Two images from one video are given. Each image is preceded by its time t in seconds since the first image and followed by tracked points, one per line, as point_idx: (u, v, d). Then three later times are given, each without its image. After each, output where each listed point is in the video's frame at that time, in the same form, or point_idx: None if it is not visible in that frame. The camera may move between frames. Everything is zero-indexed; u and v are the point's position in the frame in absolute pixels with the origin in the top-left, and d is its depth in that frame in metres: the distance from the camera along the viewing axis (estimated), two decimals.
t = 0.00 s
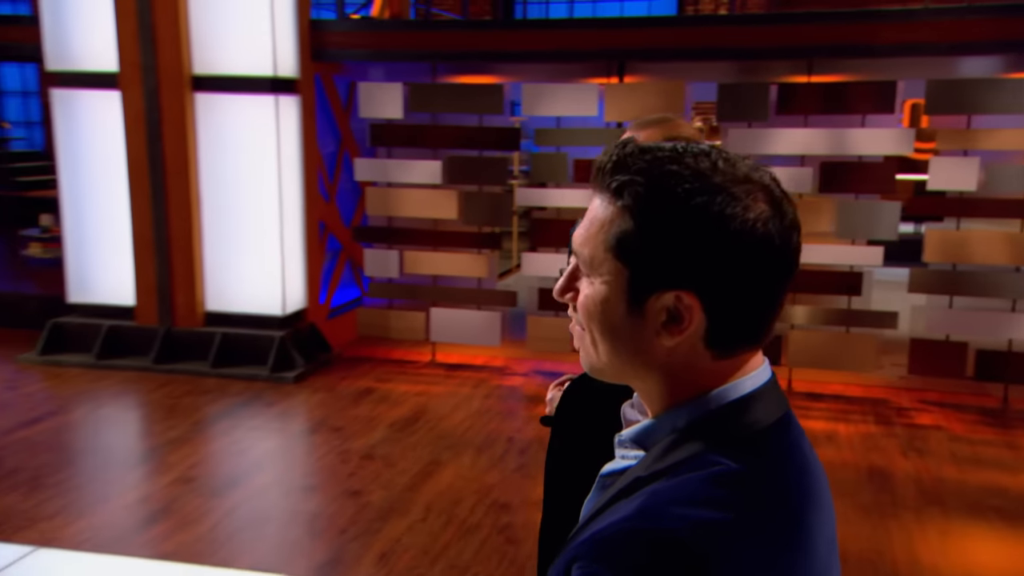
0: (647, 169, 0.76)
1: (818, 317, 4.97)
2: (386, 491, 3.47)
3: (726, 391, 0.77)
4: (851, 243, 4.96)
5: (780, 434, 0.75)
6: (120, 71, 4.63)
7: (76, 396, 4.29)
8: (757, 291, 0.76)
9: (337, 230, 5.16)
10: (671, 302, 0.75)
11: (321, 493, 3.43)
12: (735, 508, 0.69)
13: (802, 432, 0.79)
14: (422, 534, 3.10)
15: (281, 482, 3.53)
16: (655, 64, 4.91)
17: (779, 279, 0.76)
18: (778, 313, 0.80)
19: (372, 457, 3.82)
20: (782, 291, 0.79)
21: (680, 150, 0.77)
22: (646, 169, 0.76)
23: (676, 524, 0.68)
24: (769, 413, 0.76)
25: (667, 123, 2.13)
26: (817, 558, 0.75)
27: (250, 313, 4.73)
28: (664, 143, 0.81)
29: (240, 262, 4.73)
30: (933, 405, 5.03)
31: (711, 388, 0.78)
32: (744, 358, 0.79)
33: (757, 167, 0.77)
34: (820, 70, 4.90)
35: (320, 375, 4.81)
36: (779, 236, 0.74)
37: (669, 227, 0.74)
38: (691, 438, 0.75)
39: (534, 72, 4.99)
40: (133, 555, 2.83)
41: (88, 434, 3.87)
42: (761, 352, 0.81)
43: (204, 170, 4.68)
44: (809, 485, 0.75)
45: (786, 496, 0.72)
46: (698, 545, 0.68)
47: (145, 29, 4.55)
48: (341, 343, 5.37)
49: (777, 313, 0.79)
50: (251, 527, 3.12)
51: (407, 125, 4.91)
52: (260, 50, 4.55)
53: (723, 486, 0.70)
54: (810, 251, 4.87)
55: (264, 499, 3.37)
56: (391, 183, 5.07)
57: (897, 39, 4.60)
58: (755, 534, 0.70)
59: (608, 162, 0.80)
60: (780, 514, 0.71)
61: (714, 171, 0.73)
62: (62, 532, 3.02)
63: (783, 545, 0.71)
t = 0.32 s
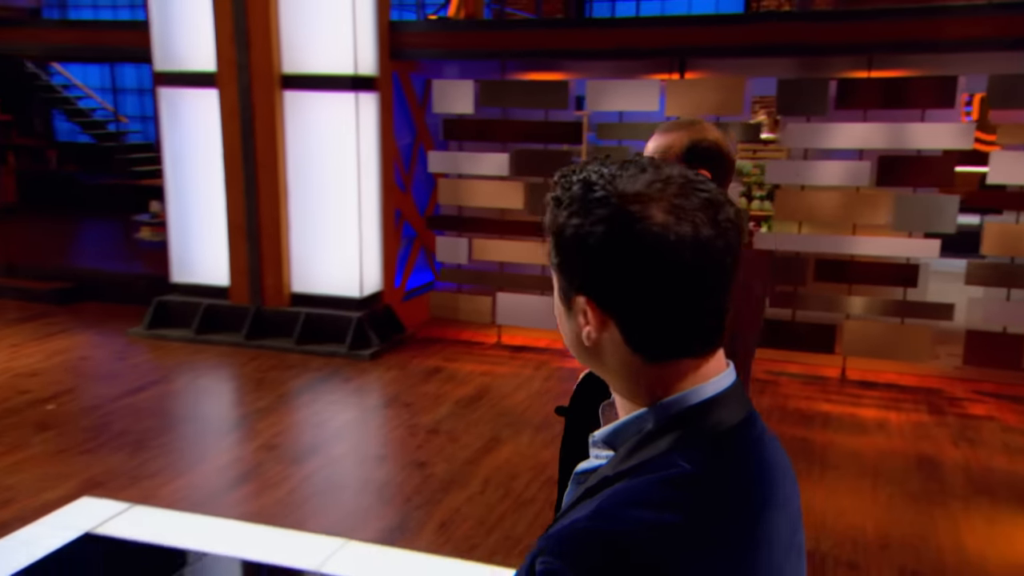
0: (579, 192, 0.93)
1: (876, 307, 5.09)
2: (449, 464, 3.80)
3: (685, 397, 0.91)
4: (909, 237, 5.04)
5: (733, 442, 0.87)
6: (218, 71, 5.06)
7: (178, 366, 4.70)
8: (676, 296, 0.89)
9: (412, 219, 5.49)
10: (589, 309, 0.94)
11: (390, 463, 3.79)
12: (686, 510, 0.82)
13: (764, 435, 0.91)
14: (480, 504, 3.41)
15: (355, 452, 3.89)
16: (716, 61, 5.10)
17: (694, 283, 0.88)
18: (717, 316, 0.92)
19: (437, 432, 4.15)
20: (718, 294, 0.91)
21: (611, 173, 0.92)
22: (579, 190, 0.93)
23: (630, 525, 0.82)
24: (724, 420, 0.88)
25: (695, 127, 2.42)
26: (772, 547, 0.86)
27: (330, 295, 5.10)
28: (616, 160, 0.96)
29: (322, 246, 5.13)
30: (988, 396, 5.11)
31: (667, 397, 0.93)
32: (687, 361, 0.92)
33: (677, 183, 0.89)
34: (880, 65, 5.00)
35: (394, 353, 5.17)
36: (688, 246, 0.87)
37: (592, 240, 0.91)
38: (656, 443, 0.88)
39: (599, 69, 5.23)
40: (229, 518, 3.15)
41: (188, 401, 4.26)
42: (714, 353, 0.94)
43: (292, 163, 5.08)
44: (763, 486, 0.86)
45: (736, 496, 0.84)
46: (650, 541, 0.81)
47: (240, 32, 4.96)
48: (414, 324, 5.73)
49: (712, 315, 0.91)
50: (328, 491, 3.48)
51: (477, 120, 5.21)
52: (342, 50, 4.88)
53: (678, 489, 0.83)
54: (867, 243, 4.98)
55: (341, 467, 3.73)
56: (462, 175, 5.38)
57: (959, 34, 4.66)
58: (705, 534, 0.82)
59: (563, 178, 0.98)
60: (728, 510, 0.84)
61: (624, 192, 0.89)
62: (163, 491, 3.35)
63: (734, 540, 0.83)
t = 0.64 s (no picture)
0: (544, 193, 1.03)
1: (930, 297, 5.16)
2: (504, 437, 4.12)
3: (642, 390, 0.99)
4: (965, 227, 5.09)
5: (681, 435, 0.96)
6: (300, 67, 5.44)
7: (263, 341, 5.13)
8: (626, 289, 0.98)
9: (478, 206, 5.81)
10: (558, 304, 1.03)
11: (450, 436, 4.13)
12: (633, 498, 0.92)
13: (713, 425, 1.00)
14: (530, 477, 3.70)
15: (417, 424, 4.25)
16: (773, 53, 5.23)
17: (641, 276, 0.98)
18: (669, 309, 1.00)
19: (495, 408, 4.47)
20: (667, 290, 1.00)
21: (574, 177, 1.02)
22: (545, 189, 1.02)
23: (581, 510, 0.92)
24: (676, 415, 0.97)
25: (719, 124, 2.20)
26: (713, 529, 0.96)
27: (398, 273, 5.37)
28: (582, 165, 1.05)
29: (393, 231, 5.48)
30: None
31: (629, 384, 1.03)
32: (638, 351, 1.02)
33: (630, 186, 0.99)
34: (940, 57, 5.02)
35: (459, 331, 5.51)
36: (634, 243, 0.96)
37: (551, 235, 1.00)
38: (610, 435, 0.98)
39: (658, 62, 5.41)
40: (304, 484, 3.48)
41: (271, 373, 4.69)
42: (669, 345, 1.03)
43: (366, 153, 5.43)
44: (706, 474, 0.96)
45: (678, 483, 0.94)
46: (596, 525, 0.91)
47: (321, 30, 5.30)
48: (480, 305, 6.06)
49: (663, 307, 1.00)
50: (392, 459, 3.84)
51: (541, 111, 5.45)
52: (413, 45, 5.18)
53: (626, 477, 0.93)
54: (921, 233, 5.06)
55: (405, 437, 4.09)
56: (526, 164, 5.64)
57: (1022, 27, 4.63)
58: (648, 517, 0.92)
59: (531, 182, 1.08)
60: (670, 497, 0.93)
61: (581, 193, 0.99)
62: (244, 453, 3.77)
63: (675, 521, 0.93)
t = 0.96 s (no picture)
0: (537, 195, 1.06)
1: (990, 292, 5.15)
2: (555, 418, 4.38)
3: (612, 386, 1.02)
4: None
5: (648, 430, 0.99)
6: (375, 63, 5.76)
7: (338, 320, 5.54)
8: (613, 290, 1.02)
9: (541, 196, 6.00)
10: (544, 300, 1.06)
11: (505, 416, 4.41)
12: (593, 489, 0.95)
13: (680, 421, 1.03)
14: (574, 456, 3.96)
15: (474, 404, 4.54)
16: (835, 47, 5.26)
17: (629, 279, 1.02)
18: (650, 312, 1.05)
19: (549, 390, 4.73)
20: (651, 290, 1.04)
21: (570, 178, 1.06)
22: (540, 190, 1.06)
23: (547, 498, 0.95)
24: (644, 411, 1.00)
25: (745, 126, 2.28)
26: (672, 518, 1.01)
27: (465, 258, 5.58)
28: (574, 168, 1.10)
29: (460, 219, 5.79)
30: None
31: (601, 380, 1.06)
32: (618, 348, 1.05)
33: (622, 190, 1.04)
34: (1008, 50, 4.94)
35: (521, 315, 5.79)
36: (627, 245, 1.01)
37: (542, 236, 1.04)
38: (578, 428, 1.01)
39: (719, 57, 5.50)
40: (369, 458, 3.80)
41: (343, 350, 5.08)
42: (646, 345, 1.06)
43: (435, 144, 5.74)
44: (667, 467, 1.00)
45: (639, 475, 0.97)
46: (556, 514, 0.94)
47: (395, 28, 5.59)
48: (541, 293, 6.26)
49: (647, 306, 1.04)
50: (449, 435, 4.15)
51: (605, 103, 5.62)
52: (481, 43, 5.43)
53: (586, 469, 0.96)
54: (982, 228, 5.03)
55: (461, 416, 4.39)
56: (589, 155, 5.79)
57: None
58: (608, 506, 0.96)
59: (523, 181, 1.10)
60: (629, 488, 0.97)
61: (577, 195, 1.03)
62: (315, 424, 4.16)
63: (634, 510, 0.97)
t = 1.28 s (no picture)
0: (534, 211, 1.09)
1: None
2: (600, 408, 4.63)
3: (595, 390, 1.06)
4: None
5: (630, 431, 1.04)
6: (442, 66, 6.07)
7: (405, 309, 5.91)
8: (610, 301, 1.06)
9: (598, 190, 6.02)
10: (548, 312, 1.07)
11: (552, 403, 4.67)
12: (576, 486, 1.00)
13: (663, 421, 1.07)
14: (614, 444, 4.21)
15: (528, 391, 4.82)
16: (893, 48, 5.27)
17: (626, 291, 1.06)
18: (642, 323, 1.09)
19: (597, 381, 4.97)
20: (647, 301, 1.09)
21: (565, 194, 1.10)
22: (535, 205, 1.08)
23: (530, 495, 0.99)
24: (627, 413, 1.04)
25: (768, 134, 2.47)
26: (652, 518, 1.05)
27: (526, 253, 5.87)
28: (566, 184, 1.14)
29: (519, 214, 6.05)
30: None
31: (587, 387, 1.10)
32: (611, 357, 1.09)
33: (621, 207, 1.09)
34: None
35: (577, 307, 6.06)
36: (633, 262, 1.05)
37: (540, 251, 1.06)
38: (564, 427, 1.06)
39: (775, 58, 5.59)
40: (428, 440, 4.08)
41: (408, 337, 5.45)
42: (632, 355, 1.11)
43: (498, 143, 6.02)
44: (649, 466, 1.04)
45: (619, 473, 1.02)
46: (540, 509, 0.99)
47: (461, 30, 5.88)
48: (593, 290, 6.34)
49: (642, 317, 1.09)
50: (504, 420, 4.44)
51: (662, 103, 5.75)
52: (543, 44, 5.71)
53: (569, 467, 1.01)
54: None
55: (514, 401, 4.68)
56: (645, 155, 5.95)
57: None
58: (589, 504, 1.00)
59: (516, 197, 1.13)
60: (613, 487, 1.01)
61: (578, 213, 1.06)
62: (376, 406, 4.52)
63: (615, 509, 1.01)
